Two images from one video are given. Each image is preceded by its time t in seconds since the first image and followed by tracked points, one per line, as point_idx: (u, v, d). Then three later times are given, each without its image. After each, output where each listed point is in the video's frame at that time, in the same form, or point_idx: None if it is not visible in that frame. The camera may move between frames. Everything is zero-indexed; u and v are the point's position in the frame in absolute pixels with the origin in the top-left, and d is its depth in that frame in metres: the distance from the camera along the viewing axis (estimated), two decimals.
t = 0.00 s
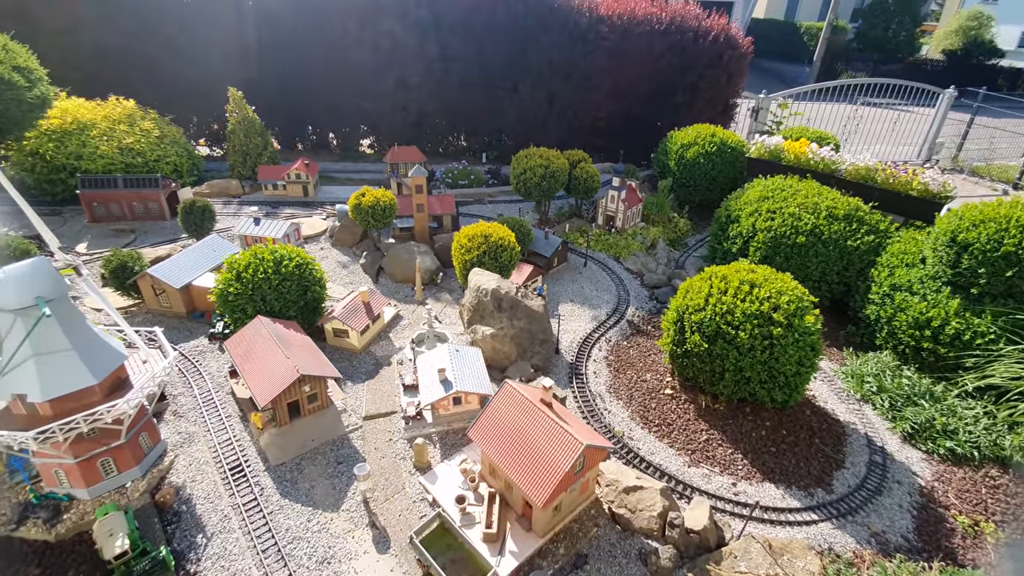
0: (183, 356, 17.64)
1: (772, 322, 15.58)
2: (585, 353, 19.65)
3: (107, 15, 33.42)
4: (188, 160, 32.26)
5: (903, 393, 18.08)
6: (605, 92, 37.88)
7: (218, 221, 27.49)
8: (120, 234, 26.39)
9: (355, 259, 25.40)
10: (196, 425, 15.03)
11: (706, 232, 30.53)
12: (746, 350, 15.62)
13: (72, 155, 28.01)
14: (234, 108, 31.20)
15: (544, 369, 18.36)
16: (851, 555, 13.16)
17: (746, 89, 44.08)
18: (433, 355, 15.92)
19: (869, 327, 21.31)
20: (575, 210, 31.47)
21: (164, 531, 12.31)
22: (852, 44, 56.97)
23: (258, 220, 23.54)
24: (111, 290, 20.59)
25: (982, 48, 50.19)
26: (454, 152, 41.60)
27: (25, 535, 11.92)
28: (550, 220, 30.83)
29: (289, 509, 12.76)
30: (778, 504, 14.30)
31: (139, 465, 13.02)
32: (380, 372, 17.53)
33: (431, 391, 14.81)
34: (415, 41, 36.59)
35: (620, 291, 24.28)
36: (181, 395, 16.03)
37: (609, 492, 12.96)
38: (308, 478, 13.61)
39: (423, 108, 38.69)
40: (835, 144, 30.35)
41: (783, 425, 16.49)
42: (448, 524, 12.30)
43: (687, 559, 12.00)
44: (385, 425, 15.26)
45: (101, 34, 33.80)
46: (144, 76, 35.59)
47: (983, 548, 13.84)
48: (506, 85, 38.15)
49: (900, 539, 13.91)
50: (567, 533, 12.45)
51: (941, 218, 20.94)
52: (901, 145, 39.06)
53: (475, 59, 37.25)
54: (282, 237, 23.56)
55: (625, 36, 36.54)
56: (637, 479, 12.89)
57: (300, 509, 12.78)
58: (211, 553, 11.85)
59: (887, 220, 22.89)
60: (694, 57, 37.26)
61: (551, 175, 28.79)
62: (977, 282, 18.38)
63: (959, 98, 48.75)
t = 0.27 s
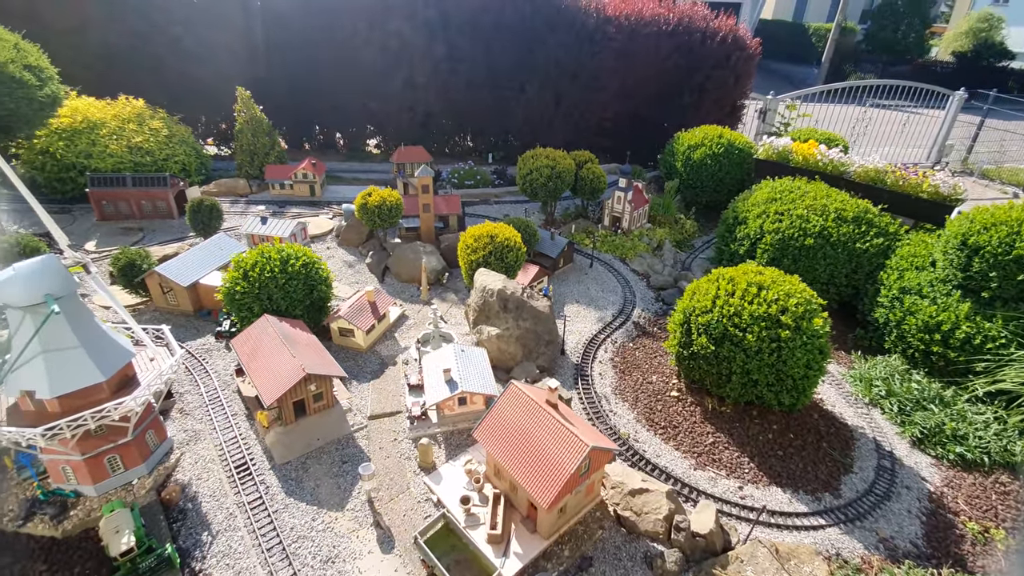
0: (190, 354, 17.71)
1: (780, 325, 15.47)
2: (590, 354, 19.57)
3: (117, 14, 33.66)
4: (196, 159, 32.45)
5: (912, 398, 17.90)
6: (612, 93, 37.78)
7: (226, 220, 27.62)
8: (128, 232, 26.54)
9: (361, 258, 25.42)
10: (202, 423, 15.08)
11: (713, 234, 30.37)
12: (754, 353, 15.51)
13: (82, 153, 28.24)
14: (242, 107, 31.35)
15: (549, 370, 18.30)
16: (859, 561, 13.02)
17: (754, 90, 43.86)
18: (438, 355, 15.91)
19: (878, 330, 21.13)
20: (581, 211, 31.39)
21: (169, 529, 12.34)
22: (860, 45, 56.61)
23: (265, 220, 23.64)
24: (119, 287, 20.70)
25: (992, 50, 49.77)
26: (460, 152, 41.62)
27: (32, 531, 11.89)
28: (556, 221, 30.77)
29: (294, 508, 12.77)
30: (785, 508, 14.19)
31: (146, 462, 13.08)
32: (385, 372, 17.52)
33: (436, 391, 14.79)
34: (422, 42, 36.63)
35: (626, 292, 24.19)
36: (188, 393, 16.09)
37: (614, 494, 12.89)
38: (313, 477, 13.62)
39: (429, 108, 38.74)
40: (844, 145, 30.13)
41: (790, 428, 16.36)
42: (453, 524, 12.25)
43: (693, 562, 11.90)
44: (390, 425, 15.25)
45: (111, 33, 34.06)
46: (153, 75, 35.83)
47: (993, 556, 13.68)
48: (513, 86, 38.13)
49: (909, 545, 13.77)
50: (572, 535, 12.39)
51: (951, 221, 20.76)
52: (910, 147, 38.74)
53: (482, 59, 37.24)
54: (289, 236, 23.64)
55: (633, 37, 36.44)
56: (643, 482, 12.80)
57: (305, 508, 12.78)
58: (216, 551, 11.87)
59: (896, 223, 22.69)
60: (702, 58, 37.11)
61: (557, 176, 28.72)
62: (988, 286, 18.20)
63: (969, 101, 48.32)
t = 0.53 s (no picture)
0: (194, 351, 17.75)
1: (786, 325, 15.36)
2: (594, 354, 19.51)
3: (123, 12, 33.77)
4: (202, 157, 32.57)
5: (919, 401, 17.76)
6: (617, 92, 37.65)
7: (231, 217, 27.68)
8: (134, 229, 26.63)
9: (365, 257, 25.42)
10: (206, 420, 15.10)
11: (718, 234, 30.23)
12: (759, 354, 15.41)
13: (88, 150, 28.41)
14: (248, 105, 31.45)
15: (553, 369, 18.23)
16: (865, 565, 12.92)
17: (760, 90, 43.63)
18: (442, 353, 15.89)
19: (885, 332, 20.99)
20: (586, 210, 31.29)
21: (172, 525, 12.35)
22: (868, 46, 56.24)
23: (270, 217, 23.76)
24: (124, 284, 20.77)
25: (1001, 50, 49.34)
26: (465, 151, 41.59)
27: (37, 526, 12.02)
28: (560, 220, 30.70)
29: (297, 506, 12.76)
30: (790, 510, 14.10)
31: (150, 458, 13.11)
32: (389, 370, 17.49)
33: (439, 390, 14.76)
34: (427, 40, 36.61)
35: (630, 292, 24.09)
36: (192, 389, 16.13)
37: (618, 495, 12.82)
38: (316, 474, 13.60)
39: (434, 107, 38.74)
40: (851, 146, 29.93)
41: (796, 430, 16.24)
42: (455, 524, 12.21)
43: (697, 564, 11.81)
44: (393, 423, 15.23)
45: (118, 31, 34.19)
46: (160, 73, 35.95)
47: (1001, 561, 13.55)
48: (518, 85, 38.07)
49: (915, 549, 13.65)
50: (575, 536, 12.32)
51: (960, 222, 20.58)
52: (918, 148, 38.46)
53: (487, 58, 37.17)
54: (293, 234, 23.74)
55: (639, 36, 36.31)
56: (647, 483, 12.73)
57: (308, 506, 12.77)
58: (219, 548, 11.87)
59: (904, 224, 22.50)
60: (708, 57, 36.95)
61: (562, 175, 28.64)
62: (997, 288, 18.01)
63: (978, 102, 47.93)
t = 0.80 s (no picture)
0: (195, 347, 17.73)
1: (789, 325, 15.27)
2: (596, 353, 19.44)
3: (126, 8, 33.73)
4: (204, 154, 32.60)
5: (923, 402, 17.68)
6: (621, 91, 37.51)
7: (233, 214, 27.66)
8: (136, 226, 26.61)
9: (367, 254, 25.36)
10: (207, 416, 15.08)
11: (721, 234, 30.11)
12: (762, 353, 15.33)
13: (91, 146, 28.40)
14: (251, 103, 31.44)
15: (555, 368, 18.15)
16: (868, 566, 12.85)
17: (764, 89, 43.46)
18: (443, 351, 15.84)
19: (888, 333, 20.90)
20: (589, 209, 31.20)
21: (173, 521, 12.32)
22: (872, 46, 56.00)
23: (272, 215, 23.84)
24: (126, 280, 20.76)
25: (1006, 51, 49.09)
26: (467, 149, 41.52)
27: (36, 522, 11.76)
28: (562, 219, 30.62)
29: (297, 503, 12.71)
30: (793, 511, 14.02)
31: (151, 455, 13.08)
32: (390, 368, 17.45)
33: (441, 388, 14.70)
34: (430, 37, 36.52)
35: (632, 291, 24.01)
36: (193, 385, 16.10)
37: (619, 494, 12.76)
38: (317, 472, 13.56)
39: (437, 105, 38.67)
40: (856, 146, 29.78)
41: (799, 430, 16.15)
42: (456, 522, 12.16)
43: (699, 565, 11.74)
44: (394, 421, 15.17)
45: (121, 27, 34.16)
46: (162, 69, 35.92)
47: (1006, 563, 13.47)
48: (521, 83, 37.95)
49: (919, 551, 13.58)
50: (576, 535, 12.26)
51: (965, 223, 20.45)
52: (921, 149, 38.29)
53: (490, 56, 37.08)
54: (295, 231, 23.84)
55: (642, 34, 36.18)
56: (648, 482, 12.66)
57: (308, 503, 12.72)
58: (219, 544, 11.83)
59: (908, 223, 22.36)
60: (712, 56, 36.80)
61: (565, 173, 28.55)
62: (1003, 289, 17.89)
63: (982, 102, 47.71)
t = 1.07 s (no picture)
0: (193, 345, 17.61)
1: (791, 324, 15.19)
2: (596, 351, 19.35)
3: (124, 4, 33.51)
4: (202, 151, 32.45)
5: (924, 401, 17.62)
6: (621, 89, 37.38)
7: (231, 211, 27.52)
8: (134, 223, 26.47)
9: (366, 252, 25.24)
10: (204, 414, 14.97)
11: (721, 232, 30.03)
12: (763, 352, 15.25)
13: (88, 143, 28.21)
14: (249, 100, 31.28)
15: (555, 367, 18.04)
16: (869, 566, 12.79)
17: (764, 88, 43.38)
18: (442, 350, 15.74)
19: (889, 332, 20.83)
20: (589, 207, 31.10)
21: (169, 520, 12.22)
22: (872, 45, 55.93)
23: (270, 212, 23.74)
24: (123, 278, 20.63)
25: (1006, 51, 49.02)
26: (467, 147, 41.39)
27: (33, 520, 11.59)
28: (562, 217, 30.50)
29: (295, 502, 12.61)
30: (794, 510, 13.95)
31: (147, 453, 12.98)
32: (389, 366, 17.35)
33: (440, 386, 14.60)
34: (430, 35, 36.38)
35: (632, 290, 23.92)
36: (191, 383, 16.00)
37: (620, 494, 12.68)
38: (315, 470, 13.46)
39: (436, 103, 38.55)
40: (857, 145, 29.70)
41: (799, 430, 16.08)
42: (456, 521, 12.08)
43: (699, 565, 11.67)
44: (393, 419, 15.07)
45: (119, 23, 33.96)
46: (160, 66, 35.74)
47: (1007, 563, 13.42)
48: (521, 81, 37.82)
49: (920, 551, 13.51)
50: (576, 535, 12.18)
51: (966, 222, 20.39)
52: (920, 148, 38.22)
53: (490, 54, 36.95)
54: (294, 228, 23.76)
55: (643, 32, 36.08)
56: (649, 482, 12.58)
57: (306, 502, 12.63)
58: (216, 544, 11.73)
59: (909, 222, 22.28)
60: (712, 54, 36.70)
61: (565, 171, 28.45)
62: (1004, 288, 17.83)
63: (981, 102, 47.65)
